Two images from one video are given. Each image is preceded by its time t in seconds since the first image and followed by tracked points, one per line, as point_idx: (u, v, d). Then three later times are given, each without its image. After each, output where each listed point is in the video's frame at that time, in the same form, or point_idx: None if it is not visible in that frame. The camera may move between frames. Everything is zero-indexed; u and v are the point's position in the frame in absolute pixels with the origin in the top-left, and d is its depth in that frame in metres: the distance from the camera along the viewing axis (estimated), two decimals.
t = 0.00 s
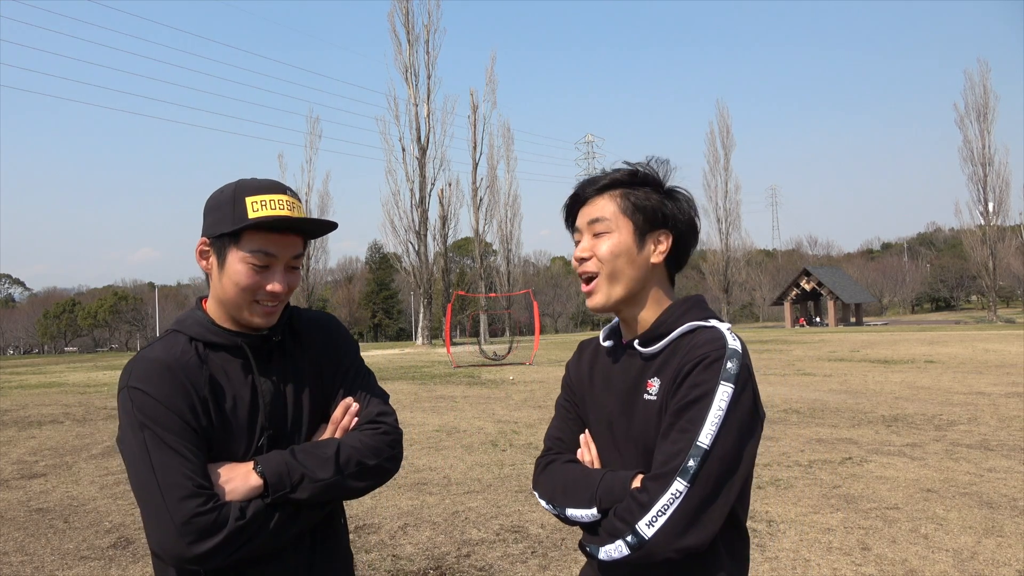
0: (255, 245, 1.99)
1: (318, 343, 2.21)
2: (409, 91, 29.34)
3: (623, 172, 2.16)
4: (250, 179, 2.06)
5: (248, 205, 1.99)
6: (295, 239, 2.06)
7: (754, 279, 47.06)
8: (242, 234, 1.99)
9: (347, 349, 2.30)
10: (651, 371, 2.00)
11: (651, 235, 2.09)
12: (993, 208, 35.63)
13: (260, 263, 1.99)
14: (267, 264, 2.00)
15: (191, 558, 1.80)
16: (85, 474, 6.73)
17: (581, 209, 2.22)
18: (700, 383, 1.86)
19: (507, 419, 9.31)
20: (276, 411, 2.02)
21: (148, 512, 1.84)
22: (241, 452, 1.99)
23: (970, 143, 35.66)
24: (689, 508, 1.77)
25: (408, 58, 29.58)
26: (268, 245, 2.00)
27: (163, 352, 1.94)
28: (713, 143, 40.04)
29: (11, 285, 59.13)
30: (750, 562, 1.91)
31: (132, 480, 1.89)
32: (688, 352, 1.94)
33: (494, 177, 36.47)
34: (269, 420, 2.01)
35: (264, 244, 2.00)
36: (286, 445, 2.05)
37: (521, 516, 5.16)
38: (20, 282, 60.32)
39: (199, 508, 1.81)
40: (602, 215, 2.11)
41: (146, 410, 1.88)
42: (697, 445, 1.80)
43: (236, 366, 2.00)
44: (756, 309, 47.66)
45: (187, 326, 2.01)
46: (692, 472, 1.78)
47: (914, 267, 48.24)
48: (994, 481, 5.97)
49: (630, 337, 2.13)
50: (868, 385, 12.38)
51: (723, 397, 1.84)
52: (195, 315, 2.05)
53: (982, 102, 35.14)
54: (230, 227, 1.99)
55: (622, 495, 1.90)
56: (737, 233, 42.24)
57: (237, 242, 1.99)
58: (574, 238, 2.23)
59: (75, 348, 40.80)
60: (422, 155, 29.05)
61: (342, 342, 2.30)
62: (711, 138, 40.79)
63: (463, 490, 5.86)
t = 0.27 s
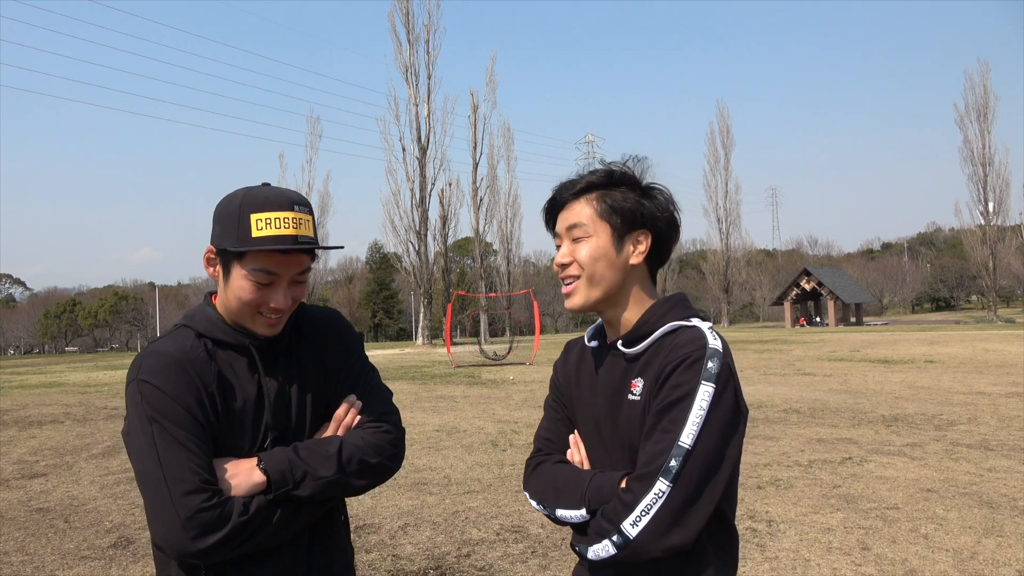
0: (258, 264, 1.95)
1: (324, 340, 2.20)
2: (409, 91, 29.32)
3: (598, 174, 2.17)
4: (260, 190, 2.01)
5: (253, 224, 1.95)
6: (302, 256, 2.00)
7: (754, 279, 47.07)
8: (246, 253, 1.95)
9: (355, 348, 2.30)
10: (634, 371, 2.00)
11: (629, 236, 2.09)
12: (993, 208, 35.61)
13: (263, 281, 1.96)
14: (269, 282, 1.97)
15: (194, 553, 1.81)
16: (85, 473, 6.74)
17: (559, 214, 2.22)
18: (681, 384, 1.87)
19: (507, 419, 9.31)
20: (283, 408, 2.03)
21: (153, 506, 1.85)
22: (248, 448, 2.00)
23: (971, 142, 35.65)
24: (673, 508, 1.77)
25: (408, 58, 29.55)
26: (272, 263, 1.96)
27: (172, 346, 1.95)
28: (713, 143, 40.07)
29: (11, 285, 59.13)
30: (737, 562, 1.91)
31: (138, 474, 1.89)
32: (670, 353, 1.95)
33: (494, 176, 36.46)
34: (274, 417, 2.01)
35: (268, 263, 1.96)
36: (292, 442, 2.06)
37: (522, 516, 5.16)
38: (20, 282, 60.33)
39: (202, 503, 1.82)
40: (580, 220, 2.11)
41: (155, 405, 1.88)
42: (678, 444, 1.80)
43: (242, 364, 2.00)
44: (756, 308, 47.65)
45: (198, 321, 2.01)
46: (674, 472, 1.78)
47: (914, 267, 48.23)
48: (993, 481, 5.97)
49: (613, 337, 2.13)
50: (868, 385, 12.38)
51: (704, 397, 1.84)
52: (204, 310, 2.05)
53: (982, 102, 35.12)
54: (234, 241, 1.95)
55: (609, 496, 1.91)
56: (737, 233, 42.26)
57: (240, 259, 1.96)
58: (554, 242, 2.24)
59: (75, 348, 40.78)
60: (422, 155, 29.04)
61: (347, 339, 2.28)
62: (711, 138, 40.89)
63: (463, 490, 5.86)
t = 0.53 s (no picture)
0: (262, 284, 1.92)
1: (331, 343, 2.19)
2: (409, 91, 29.33)
3: (583, 177, 2.16)
4: (275, 208, 1.97)
5: (260, 244, 1.93)
6: (309, 278, 1.96)
7: (754, 279, 47.11)
8: (250, 272, 1.92)
9: (363, 351, 2.29)
10: (622, 370, 2.01)
11: (615, 237, 2.09)
12: (993, 208, 35.62)
13: (267, 300, 1.93)
14: (273, 300, 1.93)
15: (195, 549, 1.81)
16: (85, 473, 6.73)
17: (547, 217, 2.22)
18: (668, 381, 1.87)
19: (507, 419, 9.32)
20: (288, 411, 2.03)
21: (156, 502, 1.84)
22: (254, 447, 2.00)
23: (970, 143, 35.66)
24: (663, 503, 1.77)
25: (408, 58, 29.56)
26: (275, 283, 1.92)
27: (181, 343, 1.95)
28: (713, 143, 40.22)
29: (10, 285, 59.11)
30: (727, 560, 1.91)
31: (141, 470, 1.89)
32: (660, 350, 1.94)
33: (494, 176, 36.46)
34: (277, 420, 2.01)
35: (271, 282, 1.92)
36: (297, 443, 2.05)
37: (522, 516, 5.17)
38: (20, 282, 60.32)
39: (205, 499, 1.82)
40: (566, 223, 2.11)
41: (163, 402, 1.88)
42: (666, 440, 1.80)
43: (246, 365, 1.99)
44: (756, 308, 47.66)
45: (209, 321, 1.99)
46: (663, 466, 1.78)
47: (914, 267, 48.24)
48: (993, 481, 5.97)
49: (600, 337, 2.13)
50: (868, 385, 12.38)
51: (692, 392, 1.84)
52: (215, 308, 2.04)
53: (982, 102, 35.13)
54: (241, 259, 1.93)
55: (601, 495, 1.90)
56: (737, 233, 42.27)
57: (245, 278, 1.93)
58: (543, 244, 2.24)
59: (75, 349, 40.78)
60: (422, 155, 29.03)
61: (353, 342, 2.26)
62: (711, 138, 40.80)
63: (463, 490, 5.86)
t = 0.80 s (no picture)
0: (270, 297, 1.89)
1: (337, 345, 2.18)
2: (409, 91, 29.33)
3: (600, 173, 2.16)
4: (291, 220, 1.95)
5: (272, 257, 1.91)
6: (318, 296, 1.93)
7: (755, 279, 47.11)
8: (260, 283, 1.90)
9: (367, 355, 2.27)
10: (633, 369, 2.00)
11: (625, 234, 2.08)
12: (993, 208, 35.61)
13: (275, 313, 1.91)
14: (280, 313, 1.92)
15: (196, 549, 1.81)
16: (85, 473, 6.73)
17: (562, 212, 2.23)
18: (681, 380, 1.86)
19: (507, 419, 9.31)
20: (291, 414, 2.02)
21: (159, 500, 1.84)
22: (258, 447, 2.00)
23: (971, 143, 35.64)
24: (671, 502, 1.77)
25: (408, 58, 29.57)
26: (283, 298, 1.89)
27: (188, 343, 1.94)
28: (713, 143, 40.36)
29: (10, 285, 59.11)
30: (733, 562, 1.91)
31: (145, 468, 1.88)
32: (672, 350, 1.94)
33: (494, 176, 36.47)
34: (279, 422, 2.00)
35: (280, 296, 1.89)
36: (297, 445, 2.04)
37: (522, 516, 5.16)
38: (20, 282, 60.35)
39: (207, 501, 1.81)
40: (577, 218, 2.12)
41: (169, 401, 1.87)
42: (677, 440, 1.79)
43: (251, 366, 1.99)
44: (756, 308, 47.66)
45: (216, 320, 1.98)
46: (673, 466, 1.77)
47: (914, 267, 48.24)
48: (994, 481, 5.97)
49: (611, 336, 2.12)
50: (868, 385, 12.38)
51: (704, 392, 1.83)
52: (224, 306, 2.03)
53: (982, 102, 35.12)
54: (251, 267, 1.92)
55: (608, 494, 1.89)
56: (737, 233, 42.26)
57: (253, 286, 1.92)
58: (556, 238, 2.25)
59: (75, 349, 40.76)
60: (422, 155, 29.03)
61: (359, 344, 2.25)
62: (711, 138, 40.67)
63: (463, 490, 5.86)
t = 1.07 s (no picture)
0: (274, 305, 1.89)
1: (340, 345, 2.17)
2: (409, 91, 29.35)
3: (622, 172, 2.16)
4: (302, 227, 1.94)
5: (278, 266, 1.90)
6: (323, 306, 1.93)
7: (754, 279, 47.14)
8: (265, 291, 1.90)
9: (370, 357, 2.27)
10: (650, 371, 2.00)
11: (645, 233, 2.07)
12: (993, 208, 35.63)
13: (278, 320, 1.91)
14: (285, 321, 1.92)
15: (196, 549, 1.81)
16: (85, 473, 6.74)
17: (585, 208, 2.23)
18: (699, 384, 1.86)
19: (507, 419, 9.32)
20: (293, 416, 2.02)
21: (161, 500, 1.84)
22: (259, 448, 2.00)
23: (970, 143, 35.66)
24: (685, 507, 1.77)
25: (408, 58, 29.60)
26: (287, 306, 1.88)
27: (192, 341, 1.94)
28: (713, 143, 40.45)
29: (10, 285, 59.18)
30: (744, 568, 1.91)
31: (149, 467, 1.88)
32: (690, 353, 1.94)
33: (494, 177, 36.49)
34: (277, 424, 2.01)
35: (283, 304, 1.88)
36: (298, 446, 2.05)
37: (522, 516, 5.17)
38: (20, 282, 60.42)
39: (206, 503, 1.82)
40: (598, 216, 2.13)
41: (172, 400, 1.87)
42: (692, 443, 1.80)
43: (254, 367, 1.99)
44: (756, 308, 47.67)
45: (221, 321, 1.98)
46: (687, 470, 1.78)
47: (914, 267, 48.27)
48: (993, 481, 5.97)
49: (630, 335, 2.13)
50: (868, 385, 12.38)
51: (723, 397, 1.83)
52: (229, 306, 2.03)
53: (982, 102, 35.15)
54: (258, 276, 1.92)
55: (620, 496, 1.90)
56: (737, 233, 42.27)
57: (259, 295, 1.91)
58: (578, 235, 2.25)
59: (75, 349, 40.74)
60: (422, 155, 29.02)
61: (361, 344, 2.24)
62: (711, 139, 40.45)
63: (463, 490, 5.87)
